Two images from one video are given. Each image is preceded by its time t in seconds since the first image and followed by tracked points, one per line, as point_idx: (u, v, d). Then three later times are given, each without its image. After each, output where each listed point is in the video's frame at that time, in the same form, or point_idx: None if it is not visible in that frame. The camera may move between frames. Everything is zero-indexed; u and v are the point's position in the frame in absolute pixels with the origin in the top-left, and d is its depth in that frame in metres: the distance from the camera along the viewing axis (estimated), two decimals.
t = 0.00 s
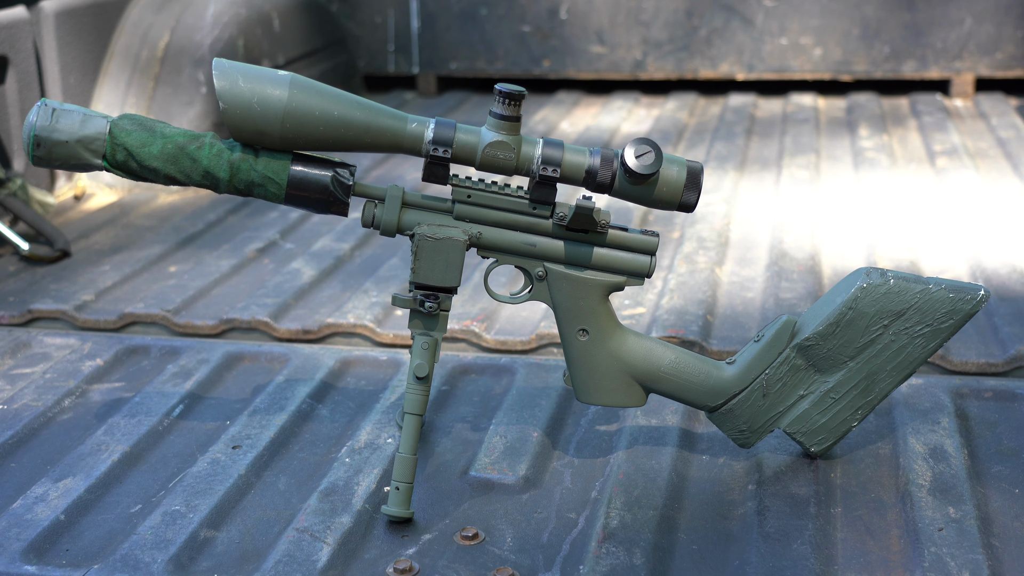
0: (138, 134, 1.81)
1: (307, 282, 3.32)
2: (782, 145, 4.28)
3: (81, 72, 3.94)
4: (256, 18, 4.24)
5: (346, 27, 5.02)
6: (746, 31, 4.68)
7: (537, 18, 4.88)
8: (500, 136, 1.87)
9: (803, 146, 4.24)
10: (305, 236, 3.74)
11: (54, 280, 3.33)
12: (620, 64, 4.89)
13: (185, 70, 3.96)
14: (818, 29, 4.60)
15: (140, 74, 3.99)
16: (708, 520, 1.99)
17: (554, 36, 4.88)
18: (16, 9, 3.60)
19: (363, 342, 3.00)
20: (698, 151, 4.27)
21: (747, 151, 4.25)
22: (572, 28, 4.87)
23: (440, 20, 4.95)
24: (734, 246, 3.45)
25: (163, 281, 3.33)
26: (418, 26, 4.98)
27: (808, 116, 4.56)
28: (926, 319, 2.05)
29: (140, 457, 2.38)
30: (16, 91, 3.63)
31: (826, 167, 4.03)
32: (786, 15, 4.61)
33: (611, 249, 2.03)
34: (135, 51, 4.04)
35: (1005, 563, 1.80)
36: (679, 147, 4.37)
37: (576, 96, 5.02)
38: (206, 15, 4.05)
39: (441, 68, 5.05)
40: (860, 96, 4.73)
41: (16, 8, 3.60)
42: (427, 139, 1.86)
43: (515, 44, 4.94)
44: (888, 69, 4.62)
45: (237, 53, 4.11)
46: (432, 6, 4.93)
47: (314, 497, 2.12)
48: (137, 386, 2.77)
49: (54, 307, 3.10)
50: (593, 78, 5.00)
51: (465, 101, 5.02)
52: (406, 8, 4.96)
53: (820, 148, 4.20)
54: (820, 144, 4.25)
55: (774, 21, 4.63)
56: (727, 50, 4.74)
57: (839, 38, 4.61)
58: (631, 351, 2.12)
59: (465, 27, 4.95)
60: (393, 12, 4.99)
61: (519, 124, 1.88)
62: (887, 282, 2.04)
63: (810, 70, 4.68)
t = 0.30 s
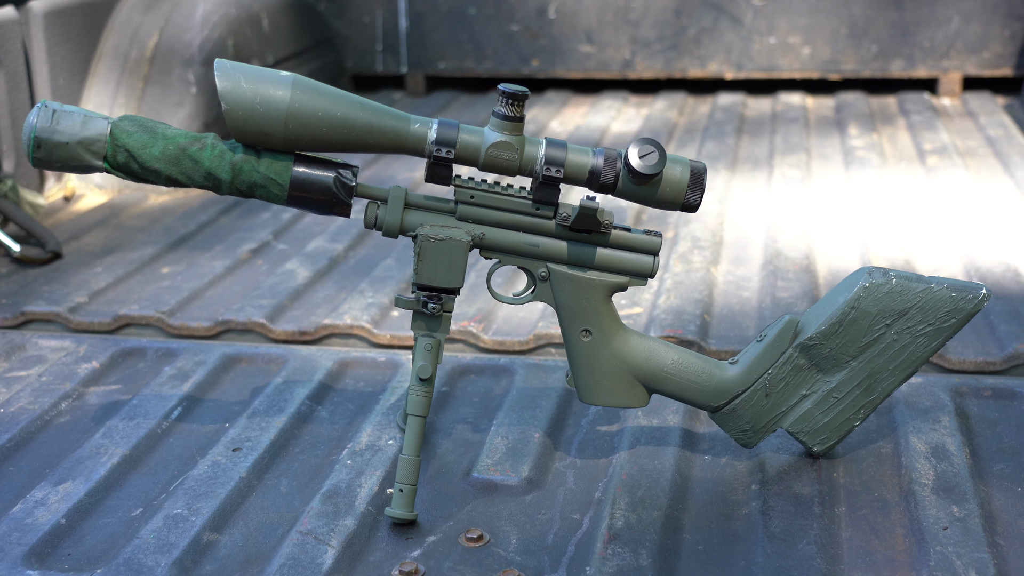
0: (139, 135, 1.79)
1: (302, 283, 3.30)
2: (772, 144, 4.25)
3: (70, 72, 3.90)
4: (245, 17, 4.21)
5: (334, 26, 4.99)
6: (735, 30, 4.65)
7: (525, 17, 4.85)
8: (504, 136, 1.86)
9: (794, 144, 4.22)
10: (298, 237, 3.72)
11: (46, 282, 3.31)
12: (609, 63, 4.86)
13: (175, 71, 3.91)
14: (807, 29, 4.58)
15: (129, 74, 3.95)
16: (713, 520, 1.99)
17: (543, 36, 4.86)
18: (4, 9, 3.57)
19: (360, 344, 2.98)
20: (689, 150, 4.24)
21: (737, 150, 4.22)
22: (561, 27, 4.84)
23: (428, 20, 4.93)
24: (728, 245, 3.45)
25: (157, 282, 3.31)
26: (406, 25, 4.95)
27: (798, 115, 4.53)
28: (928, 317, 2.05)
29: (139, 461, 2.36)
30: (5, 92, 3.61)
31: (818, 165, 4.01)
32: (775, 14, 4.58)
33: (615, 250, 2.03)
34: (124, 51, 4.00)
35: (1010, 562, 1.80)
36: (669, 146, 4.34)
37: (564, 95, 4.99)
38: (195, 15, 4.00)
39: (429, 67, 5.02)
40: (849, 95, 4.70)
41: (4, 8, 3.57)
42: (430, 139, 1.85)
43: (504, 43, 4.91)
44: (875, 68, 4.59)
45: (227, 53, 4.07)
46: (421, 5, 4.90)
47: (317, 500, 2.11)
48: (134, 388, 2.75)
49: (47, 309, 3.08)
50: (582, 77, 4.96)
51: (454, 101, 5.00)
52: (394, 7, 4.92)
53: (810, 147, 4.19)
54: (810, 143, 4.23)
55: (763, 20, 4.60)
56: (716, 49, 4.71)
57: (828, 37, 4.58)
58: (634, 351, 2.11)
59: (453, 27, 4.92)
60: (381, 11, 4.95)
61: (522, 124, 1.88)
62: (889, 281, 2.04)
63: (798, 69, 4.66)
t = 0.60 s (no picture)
0: (142, 136, 1.78)
1: (298, 284, 3.28)
2: (763, 143, 4.22)
3: (59, 72, 3.85)
4: (235, 17, 4.17)
5: (322, 26, 4.94)
6: (724, 29, 4.63)
7: (515, 17, 4.82)
8: (508, 137, 1.85)
9: (785, 143, 4.20)
10: (292, 238, 3.69)
11: (40, 284, 3.28)
12: (599, 62, 4.84)
13: (166, 70, 3.90)
14: (795, 28, 4.56)
15: (119, 75, 3.90)
16: (718, 521, 1.99)
17: (532, 36, 4.82)
18: None
19: (358, 345, 2.98)
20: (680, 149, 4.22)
21: (728, 149, 4.19)
22: (550, 26, 4.81)
23: (418, 19, 4.89)
24: (723, 245, 3.44)
25: (152, 284, 3.28)
26: (396, 25, 4.91)
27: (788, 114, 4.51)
28: (931, 317, 2.06)
29: (140, 464, 2.35)
30: None
31: (810, 165, 4.00)
32: (764, 13, 4.57)
33: (619, 250, 2.03)
34: (113, 52, 3.95)
35: (1016, 561, 1.81)
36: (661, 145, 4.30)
37: (554, 95, 4.97)
38: (185, 15, 3.99)
39: (418, 67, 4.99)
40: (838, 94, 4.68)
41: None
42: (434, 140, 1.84)
43: (493, 43, 4.88)
44: (865, 67, 4.58)
45: (218, 53, 4.04)
46: (410, 5, 4.86)
47: (320, 502, 2.10)
48: (133, 391, 2.73)
49: (41, 312, 3.05)
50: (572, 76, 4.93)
51: (444, 100, 4.95)
52: (383, 7, 4.88)
53: (801, 146, 4.17)
54: (801, 142, 4.21)
55: (752, 19, 4.59)
56: (705, 48, 4.69)
57: (816, 36, 4.57)
58: (639, 352, 2.11)
59: (442, 27, 4.89)
60: (370, 11, 4.91)
61: (526, 124, 1.87)
62: (893, 281, 2.04)
63: (787, 67, 4.64)
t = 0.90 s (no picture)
0: (145, 138, 1.77)
1: (294, 285, 3.26)
2: (755, 143, 4.19)
3: (49, 73, 3.77)
4: (226, 17, 4.10)
5: (311, 26, 4.87)
6: (713, 29, 4.60)
7: (505, 16, 4.76)
8: (513, 137, 1.85)
9: (776, 142, 4.19)
10: (286, 239, 3.67)
11: (34, 286, 3.24)
12: (588, 62, 4.79)
13: (156, 71, 3.85)
14: (785, 28, 4.55)
15: (109, 75, 3.84)
16: (723, 521, 1.99)
17: (522, 36, 4.78)
18: None
19: (355, 346, 2.96)
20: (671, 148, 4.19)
21: (720, 149, 4.16)
22: (540, 26, 4.76)
23: (407, 19, 4.82)
24: (718, 245, 3.44)
25: (146, 286, 3.26)
26: (385, 24, 4.84)
27: (778, 113, 4.50)
28: (934, 316, 2.06)
29: (140, 467, 2.33)
30: None
31: (802, 165, 3.98)
32: (753, 13, 4.55)
33: (623, 251, 2.03)
34: (104, 52, 3.88)
35: (1021, 559, 1.82)
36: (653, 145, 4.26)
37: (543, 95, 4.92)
38: (176, 15, 3.91)
39: (408, 67, 4.93)
40: (827, 93, 4.66)
41: None
42: (438, 141, 1.83)
43: (482, 43, 4.83)
44: (854, 66, 4.57)
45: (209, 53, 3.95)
46: (399, 5, 4.79)
47: (324, 505, 2.09)
48: (131, 394, 2.72)
49: (36, 314, 3.03)
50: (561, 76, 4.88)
51: (433, 101, 4.89)
52: (372, 7, 4.82)
53: (792, 146, 4.15)
54: (792, 141, 4.19)
55: (741, 19, 4.57)
56: (695, 48, 4.67)
57: (805, 35, 4.55)
58: (642, 352, 2.11)
59: (432, 27, 4.83)
60: (360, 11, 4.84)
61: (531, 125, 1.87)
62: (896, 280, 2.05)
63: (777, 66, 4.63)
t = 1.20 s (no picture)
0: (149, 139, 1.76)
1: (290, 286, 3.23)
2: (747, 143, 4.15)
3: (40, 73, 3.68)
4: (216, 17, 4.02)
5: (300, 26, 4.74)
6: (703, 28, 4.55)
7: (495, 16, 4.68)
8: (518, 138, 1.85)
9: (768, 142, 4.13)
10: (280, 240, 3.63)
11: (28, 288, 3.20)
12: (578, 62, 4.71)
13: (147, 71, 3.77)
14: (774, 27, 4.49)
15: (100, 75, 3.76)
16: (728, 521, 2.00)
17: (512, 35, 4.69)
18: None
19: (353, 347, 2.95)
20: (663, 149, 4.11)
21: (712, 148, 4.09)
22: (530, 26, 4.68)
23: (397, 18, 4.72)
24: (714, 245, 3.42)
25: (142, 287, 3.22)
26: (375, 24, 4.73)
27: (768, 113, 4.42)
28: (937, 315, 2.07)
29: (142, 469, 2.32)
30: None
31: (794, 164, 3.94)
32: (743, 12, 4.49)
33: (627, 251, 2.03)
34: (94, 51, 3.80)
35: None
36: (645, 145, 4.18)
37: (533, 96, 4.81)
38: (166, 15, 3.85)
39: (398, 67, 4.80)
40: (817, 93, 4.60)
41: None
42: (443, 142, 1.83)
43: (472, 43, 4.73)
44: (843, 66, 4.51)
45: (199, 53, 3.88)
46: (389, 4, 4.69)
47: (328, 507, 2.08)
48: (129, 396, 2.70)
49: (31, 316, 3.00)
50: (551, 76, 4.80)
51: (423, 101, 4.80)
52: (362, 6, 4.71)
53: (784, 145, 4.11)
54: (784, 141, 4.14)
55: (731, 18, 4.51)
56: (685, 48, 4.60)
57: (795, 35, 4.49)
58: (646, 352, 2.11)
59: (422, 26, 4.73)
60: (349, 11, 4.73)
61: (535, 126, 1.86)
62: (899, 280, 2.05)
63: (767, 66, 4.56)
